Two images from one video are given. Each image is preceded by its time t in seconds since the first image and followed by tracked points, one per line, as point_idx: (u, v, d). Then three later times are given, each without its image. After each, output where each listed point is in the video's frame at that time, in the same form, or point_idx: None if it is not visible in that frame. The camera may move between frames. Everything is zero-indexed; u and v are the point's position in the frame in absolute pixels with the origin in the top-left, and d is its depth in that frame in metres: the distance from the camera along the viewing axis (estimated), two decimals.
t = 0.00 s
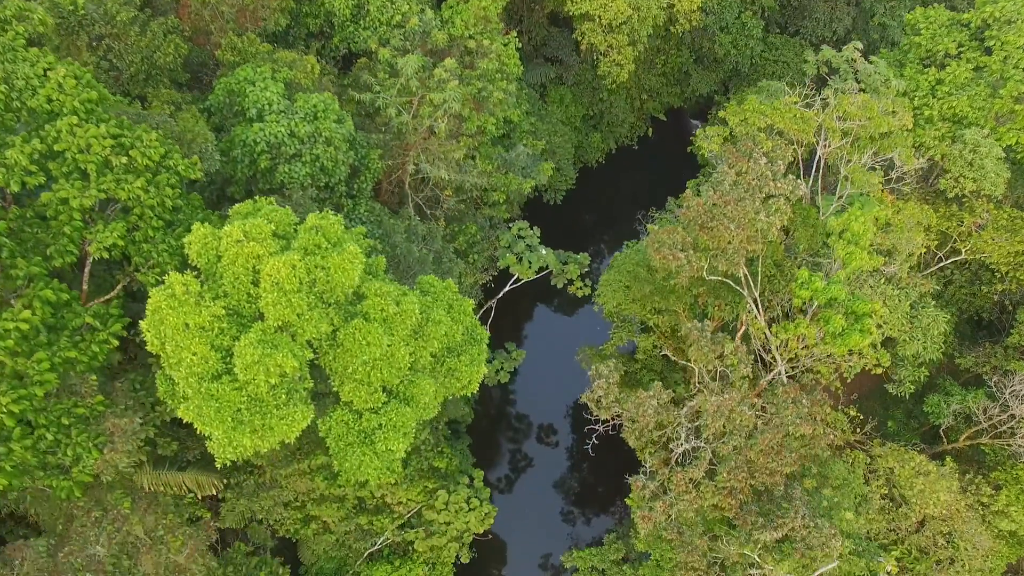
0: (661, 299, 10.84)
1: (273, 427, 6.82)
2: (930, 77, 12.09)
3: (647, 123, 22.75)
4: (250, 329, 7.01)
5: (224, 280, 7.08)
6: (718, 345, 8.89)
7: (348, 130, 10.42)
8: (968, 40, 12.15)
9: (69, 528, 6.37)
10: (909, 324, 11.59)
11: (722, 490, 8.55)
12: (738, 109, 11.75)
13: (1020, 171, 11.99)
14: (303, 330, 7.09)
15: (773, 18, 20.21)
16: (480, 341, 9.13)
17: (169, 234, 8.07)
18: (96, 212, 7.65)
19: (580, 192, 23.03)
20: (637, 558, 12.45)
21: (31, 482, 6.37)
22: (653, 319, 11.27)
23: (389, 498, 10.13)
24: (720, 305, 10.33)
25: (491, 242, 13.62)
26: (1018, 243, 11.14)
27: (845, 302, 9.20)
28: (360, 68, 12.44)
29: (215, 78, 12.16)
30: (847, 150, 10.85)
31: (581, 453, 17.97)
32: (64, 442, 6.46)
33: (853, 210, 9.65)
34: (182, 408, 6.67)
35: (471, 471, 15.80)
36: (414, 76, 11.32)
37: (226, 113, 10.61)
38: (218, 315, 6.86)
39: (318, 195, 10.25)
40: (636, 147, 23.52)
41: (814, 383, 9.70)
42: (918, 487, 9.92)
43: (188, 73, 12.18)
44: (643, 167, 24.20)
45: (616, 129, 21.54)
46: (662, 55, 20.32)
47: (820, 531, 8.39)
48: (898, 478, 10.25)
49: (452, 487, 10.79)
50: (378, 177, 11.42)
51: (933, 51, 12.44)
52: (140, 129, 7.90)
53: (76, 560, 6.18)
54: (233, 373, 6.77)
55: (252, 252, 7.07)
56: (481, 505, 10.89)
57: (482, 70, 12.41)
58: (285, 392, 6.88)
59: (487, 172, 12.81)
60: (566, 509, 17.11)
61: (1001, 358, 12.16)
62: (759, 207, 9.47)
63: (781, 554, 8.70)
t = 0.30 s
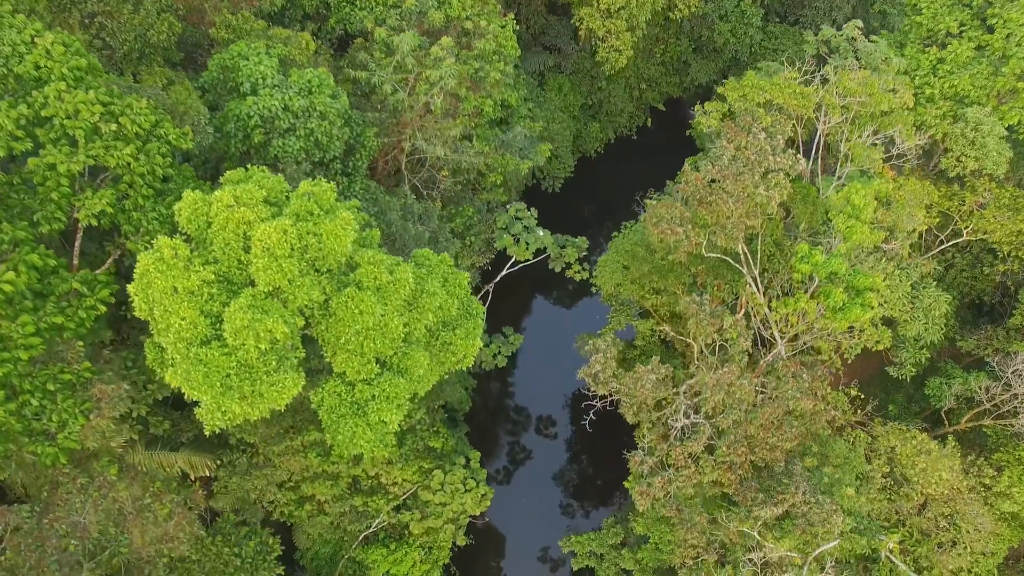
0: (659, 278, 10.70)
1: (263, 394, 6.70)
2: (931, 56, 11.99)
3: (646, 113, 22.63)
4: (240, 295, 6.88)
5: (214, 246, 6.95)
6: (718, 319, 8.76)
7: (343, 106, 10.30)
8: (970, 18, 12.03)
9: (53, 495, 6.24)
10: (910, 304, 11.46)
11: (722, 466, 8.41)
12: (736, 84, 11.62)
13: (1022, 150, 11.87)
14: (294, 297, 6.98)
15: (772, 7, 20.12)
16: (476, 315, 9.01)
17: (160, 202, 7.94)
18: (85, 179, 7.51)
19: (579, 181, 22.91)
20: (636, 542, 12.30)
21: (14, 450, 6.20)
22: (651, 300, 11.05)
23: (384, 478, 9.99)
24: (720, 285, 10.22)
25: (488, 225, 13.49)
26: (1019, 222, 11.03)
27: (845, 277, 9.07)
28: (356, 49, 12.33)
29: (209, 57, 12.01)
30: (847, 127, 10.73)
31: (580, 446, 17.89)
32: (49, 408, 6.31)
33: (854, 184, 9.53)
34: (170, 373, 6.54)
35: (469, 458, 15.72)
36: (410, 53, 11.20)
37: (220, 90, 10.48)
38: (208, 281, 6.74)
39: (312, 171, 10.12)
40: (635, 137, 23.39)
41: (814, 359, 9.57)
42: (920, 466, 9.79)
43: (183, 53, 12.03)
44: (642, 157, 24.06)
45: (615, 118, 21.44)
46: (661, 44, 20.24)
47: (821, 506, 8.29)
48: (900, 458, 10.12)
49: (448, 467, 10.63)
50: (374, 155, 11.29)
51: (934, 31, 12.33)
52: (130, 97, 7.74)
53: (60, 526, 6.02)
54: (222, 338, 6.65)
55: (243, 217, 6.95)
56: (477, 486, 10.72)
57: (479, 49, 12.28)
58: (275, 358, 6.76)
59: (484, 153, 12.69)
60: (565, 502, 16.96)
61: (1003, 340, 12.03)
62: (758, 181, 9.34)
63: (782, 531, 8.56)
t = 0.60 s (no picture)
0: (658, 256, 10.53)
1: (253, 359, 6.57)
2: (932, 35, 11.86)
3: (645, 103, 22.42)
4: (230, 260, 6.75)
5: (204, 210, 6.82)
6: (717, 292, 8.63)
7: (338, 81, 10.16)
8: None
9: (39, 460, 6.09)
10: (912, 285, 11.32)
11: (722, 440, 8.28)
12: (736, 60, 11.47)
13: None
14: (285, 262, 6.86)
15: None
16: (471, 289, 8.90)
17: (150, 170, 7.82)
18: (73, 146, 7.36)
19: (578, 169, 22.74)
20: (634, 525, 12.14)
21: None
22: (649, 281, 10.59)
23: (379, 457, 9.81)
24: (719, 263, 10.09)
25: (486, 207, 13.37)
26: (1021, 200, 10.91)
27: (847, 250, 8.92)
28: (352, 28, 12.19)
29: (204, 36, 11.85)
30: (847, 103, 10.60)
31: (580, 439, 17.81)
32: (34, 373, 6.12)
33: (855, 158, 9.39)
34: (158, 338, 6.40)
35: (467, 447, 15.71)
36: (406, 30, 11.07)
37: (214, 66, 10.33)
38: (198, 244, 6.61)
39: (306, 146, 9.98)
40: (634, 128, 23.15)
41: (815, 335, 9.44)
42: (922, 444, 9.67)
43: (178, 32, 11.88)
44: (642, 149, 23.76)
45: (614, 108, 21.33)
46: (659, 33, 20.16)
47: (822, 482, 8.18)
48: (902, 437, 9.99)
49: (444, 447, 10.47)
50: (370, 133, 11.14)
51: (935, 10, 12.22)
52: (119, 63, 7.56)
53: (44, 492, 5.86)
54: (212, 302, 6.51)
55: (234, 181, 6.82)
56: (474, 467, 10.56)
57: (476, 29, 12.13)
58: (266, 323, 6.64)
59: (481, 133, 12.56)
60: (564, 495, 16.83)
61: (1005, 322, 11.89)
62: (758, 154, 9.20)
63: (783, 508, 8.41)
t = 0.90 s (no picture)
0: (657, 235, 10.48)
1: (245, 323, 6.45)
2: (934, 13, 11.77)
3: (644, 93, 22.24)
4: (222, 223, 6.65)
5: (196, 173, 6.70)
6: (717, 264, 8.51)
7: (334, 56, 10.04)
8: None
9: (25, 424, 5.93)
10: (914, 264, 11.20)
11: (722, 411, 8.16)
12: (735, 35, 11.37)
13: None
14: (279, 226, 6.76)
15: None
16: (468, 261, 8.80)
17: (142, 138, 7.74)
18: (63, 111, 7.21)
19: (577, 158, 22.47)
20: (634, 508, 12.00)
21: None
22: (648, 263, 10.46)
23: (375, 435, 9.67)
24: (718, 239, 10.01)
25: (483, 189, 13.29)
26: (1023, 177, 10.80)
27: (849, 222, 8.79)
28: (349, 7, 12.07)
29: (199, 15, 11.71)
30: (848, 79, 10.49)
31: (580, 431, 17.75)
32: (20, 336, 5.93)
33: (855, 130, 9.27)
34: (148, 301, 6.27)
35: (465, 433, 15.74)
36: (403, 7, 10.96)
37: (208, 42, 10.19)
38: (189, 207, 6.50)
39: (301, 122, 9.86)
40: (633, 118, 22.92)
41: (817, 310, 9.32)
42: (925, 421, 9.54)
43: (172, 12, 11.75)
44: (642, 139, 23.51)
45: (613, 97, 21.25)
46: (658, 22, 20.12)
47: (824, 454, 8.03)
48: (904, 415, 9.87)
49: (441, 425, 10.33)
50: (367, 111, 11.01)
51: None
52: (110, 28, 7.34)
53: (31, 455, 5.72)
54: (203, 265, 6.40)
55: (226, 143, 6.71)
56: (471, 447, 10.41)
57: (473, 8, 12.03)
58: (258, 287, 6.53)
59: (478, 113, 12.45)
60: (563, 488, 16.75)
61: (1008, 302, 11.78)
62: (757, 127, 9.07)
63: (783, 483, 8.30)
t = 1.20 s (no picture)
0: (656, 212, 10.43)
1: (237, 286, 6.33)
2: None
3: (643, 83, 22.13)
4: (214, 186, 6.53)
5: (188, 136, 6.58)
6: (717, 234, 8.39)
7: (330, 31, 9.92)
8: None
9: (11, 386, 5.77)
10: (915, 243, 11.08)
11: (722, 382, 8.07)
12: (735, 10, 11.28)
13: None
14: (272, 189, 6.65)
15: None
16: (465, 233, 8.70)
17: (134, 104, 7.60)
18: (53, 75, 7.07)
19: (576, 147, 22.40)
20: (634, 490, 11.89)
21: None
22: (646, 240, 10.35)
23: (371, 413, 9.52)
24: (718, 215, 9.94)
25: (480, 171, 13.24)
26: None
27: (851, 194, 8.62)
28: None
29: None
30: (849, 55, 10.40)
31: (580, 422, 17.77)
32: (6, 296, 5.79)
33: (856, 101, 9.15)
34: (137, 262, 6.14)
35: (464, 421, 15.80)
36: None
37: (203, 17, 10.05)
38: (180, 168, 6.38)
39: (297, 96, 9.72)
40: (632, 108, 22.82)
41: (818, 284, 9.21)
42: (928, 397, 9.41)
43: None
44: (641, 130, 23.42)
45: (612, 86, 21.16)
46: (657, 11, 20.06)
47: (827, 427, 7.92)
48: (906, 391, 9.76)
49: (438, 403, 10.20)
50: (364, 88, 10.87)
51: None
52: None
53: (17, 416, 5.54)
54: (195, 226, 6.29)
55: (218, 105, 6.60)
56: (469, 426, 10.26)
57: None
58: (251, 249, 6.41)
59: (476, 93, 12.33)
60: (563, 480, 16.75)
61: (1010, 283, 11.67)
62: (757, 99, 8.94)
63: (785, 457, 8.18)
